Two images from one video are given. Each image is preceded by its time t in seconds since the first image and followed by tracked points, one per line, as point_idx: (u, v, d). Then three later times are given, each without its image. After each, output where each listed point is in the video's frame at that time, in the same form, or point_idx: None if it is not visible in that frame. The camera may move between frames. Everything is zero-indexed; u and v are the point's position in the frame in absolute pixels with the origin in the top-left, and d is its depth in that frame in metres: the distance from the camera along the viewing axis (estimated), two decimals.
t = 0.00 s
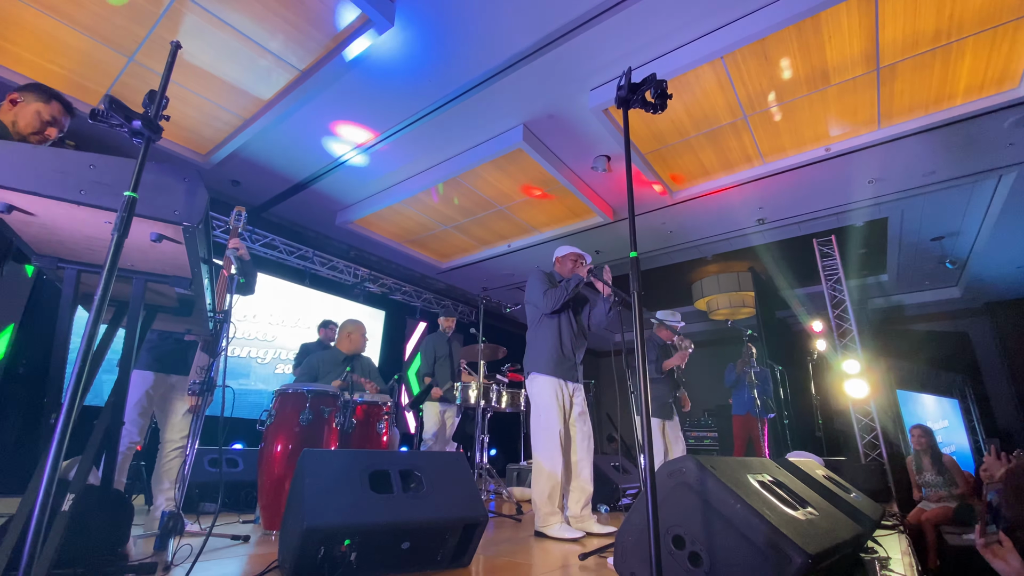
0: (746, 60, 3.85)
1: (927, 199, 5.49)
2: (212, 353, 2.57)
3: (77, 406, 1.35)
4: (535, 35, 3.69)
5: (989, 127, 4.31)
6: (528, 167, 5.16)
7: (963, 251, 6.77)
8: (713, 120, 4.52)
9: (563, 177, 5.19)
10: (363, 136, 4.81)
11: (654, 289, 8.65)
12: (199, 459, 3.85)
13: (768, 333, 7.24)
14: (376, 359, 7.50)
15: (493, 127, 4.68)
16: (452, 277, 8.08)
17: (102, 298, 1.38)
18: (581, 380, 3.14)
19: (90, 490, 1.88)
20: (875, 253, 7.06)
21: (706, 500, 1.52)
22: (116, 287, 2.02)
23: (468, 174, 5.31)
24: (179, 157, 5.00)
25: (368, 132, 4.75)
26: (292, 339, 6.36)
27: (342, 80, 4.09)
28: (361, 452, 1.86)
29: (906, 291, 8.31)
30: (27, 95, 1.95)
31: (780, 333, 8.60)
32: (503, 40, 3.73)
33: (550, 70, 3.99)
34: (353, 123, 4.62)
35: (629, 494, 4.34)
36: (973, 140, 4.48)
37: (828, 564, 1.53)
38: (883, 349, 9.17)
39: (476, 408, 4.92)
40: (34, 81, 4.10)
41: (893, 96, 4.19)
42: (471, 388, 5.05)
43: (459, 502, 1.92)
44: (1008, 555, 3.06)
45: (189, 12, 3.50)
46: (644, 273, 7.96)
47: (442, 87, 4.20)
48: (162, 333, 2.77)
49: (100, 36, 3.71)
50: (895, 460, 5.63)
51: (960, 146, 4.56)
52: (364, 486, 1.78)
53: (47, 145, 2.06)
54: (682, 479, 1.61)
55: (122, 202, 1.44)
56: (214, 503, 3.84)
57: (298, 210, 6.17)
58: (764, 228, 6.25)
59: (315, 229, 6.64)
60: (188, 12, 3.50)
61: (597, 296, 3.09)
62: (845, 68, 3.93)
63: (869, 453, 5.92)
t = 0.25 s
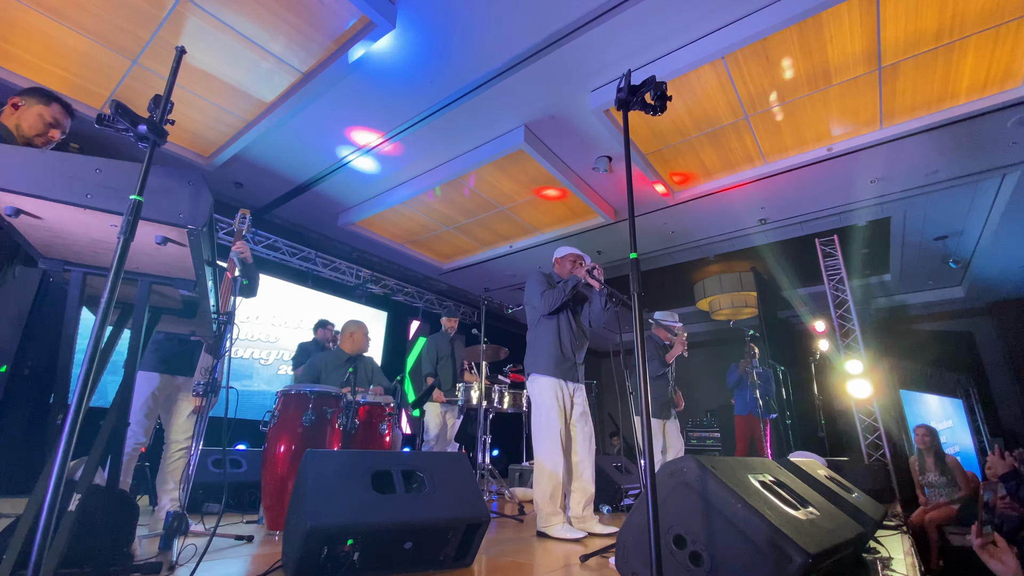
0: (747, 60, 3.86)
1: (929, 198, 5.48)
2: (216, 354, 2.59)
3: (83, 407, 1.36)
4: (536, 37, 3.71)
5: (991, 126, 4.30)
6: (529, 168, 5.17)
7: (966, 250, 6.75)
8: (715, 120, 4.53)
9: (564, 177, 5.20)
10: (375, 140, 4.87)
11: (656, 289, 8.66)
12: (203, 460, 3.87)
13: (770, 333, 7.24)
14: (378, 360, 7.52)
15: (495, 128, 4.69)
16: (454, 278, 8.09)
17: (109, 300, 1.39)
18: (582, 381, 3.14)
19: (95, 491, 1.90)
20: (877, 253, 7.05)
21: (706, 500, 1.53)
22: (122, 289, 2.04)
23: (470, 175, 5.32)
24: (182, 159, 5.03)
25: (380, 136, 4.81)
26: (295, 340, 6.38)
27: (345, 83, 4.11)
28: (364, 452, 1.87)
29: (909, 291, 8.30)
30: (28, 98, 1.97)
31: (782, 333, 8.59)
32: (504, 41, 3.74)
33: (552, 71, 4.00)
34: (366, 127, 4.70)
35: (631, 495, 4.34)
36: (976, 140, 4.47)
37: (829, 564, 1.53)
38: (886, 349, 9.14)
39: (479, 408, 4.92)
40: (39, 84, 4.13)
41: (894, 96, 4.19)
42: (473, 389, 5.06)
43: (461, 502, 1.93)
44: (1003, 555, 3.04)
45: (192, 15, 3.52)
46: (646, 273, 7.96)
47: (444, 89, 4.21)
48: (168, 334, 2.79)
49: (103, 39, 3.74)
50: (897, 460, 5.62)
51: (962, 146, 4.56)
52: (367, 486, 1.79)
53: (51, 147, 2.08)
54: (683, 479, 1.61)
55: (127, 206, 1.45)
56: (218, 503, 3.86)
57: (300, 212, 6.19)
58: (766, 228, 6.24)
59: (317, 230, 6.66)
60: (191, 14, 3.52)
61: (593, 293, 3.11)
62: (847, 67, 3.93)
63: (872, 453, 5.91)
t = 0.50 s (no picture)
0: (754, 59, 3.85)
1: (939, 197, 5.44)
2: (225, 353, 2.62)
3: (101, 405, 1.39)
4: (543, 37, 3.72)
5: (1002, 124, 4.26)
6: (535, 168, 5.18)
7: (976, 250, 6.69)
8: (721, 120, 4.52)
9: (570, 179, 5.22)
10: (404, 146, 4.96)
11: (662, 289, 8.65)
12: (214, 459, 3.91)
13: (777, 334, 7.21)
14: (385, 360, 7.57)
15: (501, 129, 4.71)
16: (461, 278, 8.12)
17: (126, 300, 1.42)
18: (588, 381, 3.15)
19: (110, 487, 1.93)
20: (886, 253, 7.00)
21: (714, 498, 1.54)
22: (137, 289, 2.07)
23: (476, 176, 5.35)
24: (192, 161, 5.09)
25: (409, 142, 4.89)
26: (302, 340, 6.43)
27: (352, 85, 4.15)
28: (373, 450, 1.90)
29: (918, 290, 8.23)
30: (49, 106, 2.02)
31: (790, 333, 8.55)
32: (510, 43, 3.76)
33: (558, 72, 4.01)
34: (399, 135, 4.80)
35: (637, 495, 4.34)
36: (986, 138, 4.43)
37: (837, 562, 1.53)
38: (896, 349, 9.07)
39: (485, 408, 4.94)
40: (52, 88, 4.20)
41: (903, 95, 4.17)
42: (479, 388, 5.07)
43: (469, 500, 1.94)
44: (1005, 550, 3.10)
45: (201, 19, 3.57)
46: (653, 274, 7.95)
47: (450, 90, 4.24)
48: (183, 335, 2.83)
49: (115, 43, 3.80)
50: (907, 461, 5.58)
51: (972, 144, 4.52)
52: (376, 484, 1.81)
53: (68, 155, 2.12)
54: (690, 476, 1.62)
55: (144, 207, 1.48)
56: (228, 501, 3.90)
57: (308, 213, 6.24)
58: (774, 228, 6.22)
59: (325, 231, 6.71)
60: (201, 18, 3.57)
61: (598, 292, 3.12)
62: (854, 66, 3.91)
63: (881, 454, 5.86)
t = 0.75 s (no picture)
0: (761, 61, 3.85)
1: (950, 199, 5.40)
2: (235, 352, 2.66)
3: (116, 401, 1.42)
4: (550, 39, 3.74)
5: (1014, 126, 4.22)
6: (542, 170, 5.20)
7: (988, 253, 6.62)
8: (729, 122, 4.52)
9: (576, 181, 5.23)
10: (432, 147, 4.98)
11: (669, 292, 8.63)
12: (222, 457, 3.96)
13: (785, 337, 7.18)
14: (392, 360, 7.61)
15: (508, 131, 4.74)
16: (467, 280, 8.16)
17: (141, 299, 1.45)
18: (593, 382, 3.16)
19: (123, 483, 1.97)
20: (896, 256, 6.95)
21: (716, 498, 1.54)
22: (150, 288, 2.11)
23: (483, 178, 5.38)
24: (203, 163, 5.16)
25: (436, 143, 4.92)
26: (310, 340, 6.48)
27: (361, 88, 4.20)
28: (380, 448, 1.92)
29: (928, 294, 8.15)
30: (67, 109, 2.06)
31: (797, 336, 8.50)
32: (518, 46, 3.79)
33: (565, 74, 4.03)
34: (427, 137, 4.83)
35: (642, 496, 4.35)
36: (997, 140, 4.39)
37: (841, 563, 1.54)
38: (906, 353, 8.98)
39: (491, 409, 4.95)
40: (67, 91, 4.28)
41: (912, 96, 4.14)
42: (485, 389, 5.09)
43: (473, 499, 1.95)
44: (1007, 551, 3.09)
45: (213, 23, 3.63)
46: (659, 276, 7.94)
47: (458, 92, 4.27)
48: (192, 333, 2.87)
49: (129, 47, 3.87)
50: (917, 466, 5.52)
51: (983, 146, 4.48)
52: (382, 482, 1.83)
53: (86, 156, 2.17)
54: (693, 476, 1.63)
55: (158, 208, 1.52)
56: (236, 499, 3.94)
57: (317, 214, 6.30)
58: (781, 231, 6.19)
59: (333, 233, 6.77)
60: (214, 22, 3.63)
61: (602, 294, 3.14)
62: (863, 68, 3.90)
63: (890, 459, 5.81)
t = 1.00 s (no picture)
0: (751, 57, 3.86)
1: (935, 196, 5.47)
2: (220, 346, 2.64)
3: (96, 394, 1.41)
4: (541, 32, 3.72)
5: (997, 124, 4.28)
6: (533, 164, 5.20)
7: (971, 249, 6.73)
8: (718, 117, 4.54)
9: (567, 174, 5.23)
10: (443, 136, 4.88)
11: (659, 286, 8.68)
12: (209, 450, 3.94)
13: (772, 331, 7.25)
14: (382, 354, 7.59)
15: (498, 125, 4.72)
16: (458, 274, 8.14)
17: (119, 291, 1.44)
18: (581, 376, 3.18)
19: (106, 477, 1.95)
20: (882, 251, 7.04)
21: (699, 489, 1.56)
22: (132, 280, 2.09)
23: (473, 171, 5.36)
24: (189, 154, 5.08)
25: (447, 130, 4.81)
26: (299, 334, 6.44)
27: (351, 79, 4.15)
28: (367, 441, 1.92)
29: (913, 289, 8.27)
30: (46, 95, 2.01)
31: (785, 331, 8.60)
32: (509, 38, 3.77)
33: (555, 67, 4.01)
34: (434, 123, 4.70)
35: (628, 488, 4.40)
36: (981, 137, 4.46)
37: (820, 552, 1.57)
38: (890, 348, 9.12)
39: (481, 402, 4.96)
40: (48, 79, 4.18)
41: (899, 93, 4.19)
42: (475, 383, 5.09)
43: (460, 491, 1.96)
44: (983, 541, 3.14)
45: (199, 11, 3.56)
46: (649, 271, 7.98)
47: (448, 84, 4.24)
48: (176, 327, 2.84)
49: (112, 35, 3.79)
50: (899, 457, 5.63)
51: (967, 144, 4.55)
52: (369, 474, 1.83)
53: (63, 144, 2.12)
54: (676, 468, 1.65)
55: (138, 199, 1.50)
56: (223, 493, 3.93)
57: (306, 207, 6.24)
58: (769, 226, 6.25)
59: (322, 225, 6.71)
60: (199, 10, 3.56)
61: (591, 288, 3.15)
62: (851, 64, 3.93)
63: (873, 451, 5.92)
